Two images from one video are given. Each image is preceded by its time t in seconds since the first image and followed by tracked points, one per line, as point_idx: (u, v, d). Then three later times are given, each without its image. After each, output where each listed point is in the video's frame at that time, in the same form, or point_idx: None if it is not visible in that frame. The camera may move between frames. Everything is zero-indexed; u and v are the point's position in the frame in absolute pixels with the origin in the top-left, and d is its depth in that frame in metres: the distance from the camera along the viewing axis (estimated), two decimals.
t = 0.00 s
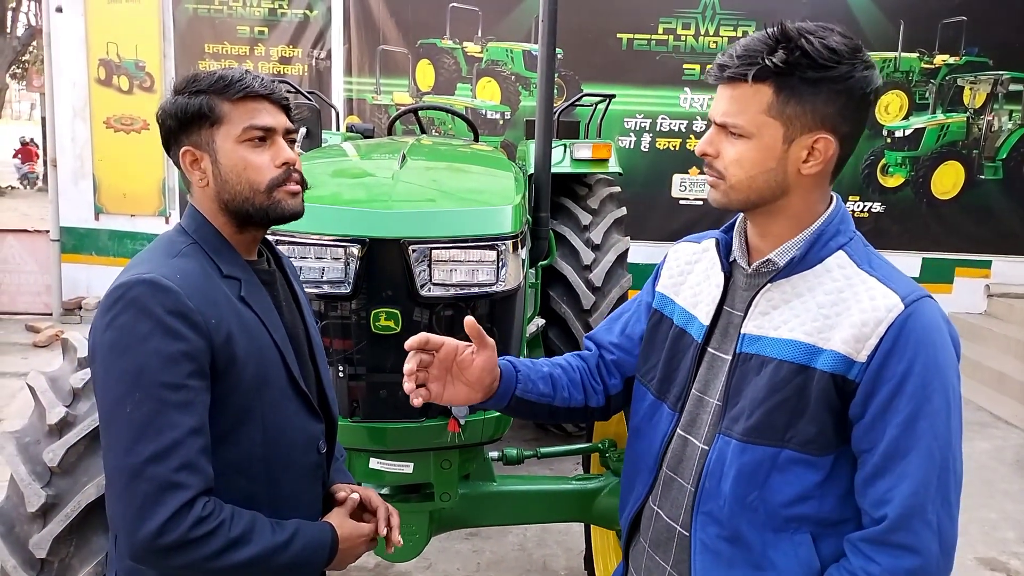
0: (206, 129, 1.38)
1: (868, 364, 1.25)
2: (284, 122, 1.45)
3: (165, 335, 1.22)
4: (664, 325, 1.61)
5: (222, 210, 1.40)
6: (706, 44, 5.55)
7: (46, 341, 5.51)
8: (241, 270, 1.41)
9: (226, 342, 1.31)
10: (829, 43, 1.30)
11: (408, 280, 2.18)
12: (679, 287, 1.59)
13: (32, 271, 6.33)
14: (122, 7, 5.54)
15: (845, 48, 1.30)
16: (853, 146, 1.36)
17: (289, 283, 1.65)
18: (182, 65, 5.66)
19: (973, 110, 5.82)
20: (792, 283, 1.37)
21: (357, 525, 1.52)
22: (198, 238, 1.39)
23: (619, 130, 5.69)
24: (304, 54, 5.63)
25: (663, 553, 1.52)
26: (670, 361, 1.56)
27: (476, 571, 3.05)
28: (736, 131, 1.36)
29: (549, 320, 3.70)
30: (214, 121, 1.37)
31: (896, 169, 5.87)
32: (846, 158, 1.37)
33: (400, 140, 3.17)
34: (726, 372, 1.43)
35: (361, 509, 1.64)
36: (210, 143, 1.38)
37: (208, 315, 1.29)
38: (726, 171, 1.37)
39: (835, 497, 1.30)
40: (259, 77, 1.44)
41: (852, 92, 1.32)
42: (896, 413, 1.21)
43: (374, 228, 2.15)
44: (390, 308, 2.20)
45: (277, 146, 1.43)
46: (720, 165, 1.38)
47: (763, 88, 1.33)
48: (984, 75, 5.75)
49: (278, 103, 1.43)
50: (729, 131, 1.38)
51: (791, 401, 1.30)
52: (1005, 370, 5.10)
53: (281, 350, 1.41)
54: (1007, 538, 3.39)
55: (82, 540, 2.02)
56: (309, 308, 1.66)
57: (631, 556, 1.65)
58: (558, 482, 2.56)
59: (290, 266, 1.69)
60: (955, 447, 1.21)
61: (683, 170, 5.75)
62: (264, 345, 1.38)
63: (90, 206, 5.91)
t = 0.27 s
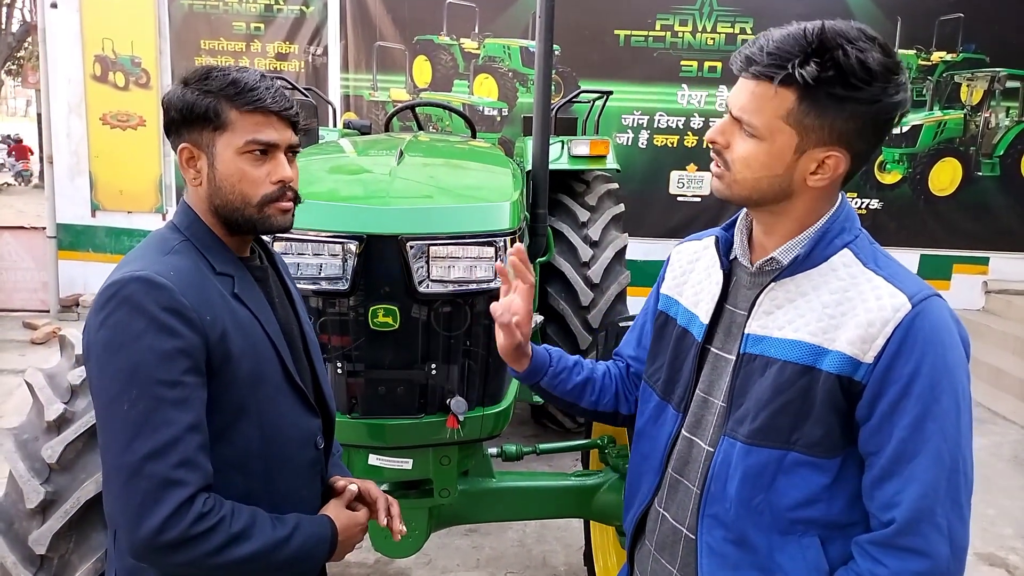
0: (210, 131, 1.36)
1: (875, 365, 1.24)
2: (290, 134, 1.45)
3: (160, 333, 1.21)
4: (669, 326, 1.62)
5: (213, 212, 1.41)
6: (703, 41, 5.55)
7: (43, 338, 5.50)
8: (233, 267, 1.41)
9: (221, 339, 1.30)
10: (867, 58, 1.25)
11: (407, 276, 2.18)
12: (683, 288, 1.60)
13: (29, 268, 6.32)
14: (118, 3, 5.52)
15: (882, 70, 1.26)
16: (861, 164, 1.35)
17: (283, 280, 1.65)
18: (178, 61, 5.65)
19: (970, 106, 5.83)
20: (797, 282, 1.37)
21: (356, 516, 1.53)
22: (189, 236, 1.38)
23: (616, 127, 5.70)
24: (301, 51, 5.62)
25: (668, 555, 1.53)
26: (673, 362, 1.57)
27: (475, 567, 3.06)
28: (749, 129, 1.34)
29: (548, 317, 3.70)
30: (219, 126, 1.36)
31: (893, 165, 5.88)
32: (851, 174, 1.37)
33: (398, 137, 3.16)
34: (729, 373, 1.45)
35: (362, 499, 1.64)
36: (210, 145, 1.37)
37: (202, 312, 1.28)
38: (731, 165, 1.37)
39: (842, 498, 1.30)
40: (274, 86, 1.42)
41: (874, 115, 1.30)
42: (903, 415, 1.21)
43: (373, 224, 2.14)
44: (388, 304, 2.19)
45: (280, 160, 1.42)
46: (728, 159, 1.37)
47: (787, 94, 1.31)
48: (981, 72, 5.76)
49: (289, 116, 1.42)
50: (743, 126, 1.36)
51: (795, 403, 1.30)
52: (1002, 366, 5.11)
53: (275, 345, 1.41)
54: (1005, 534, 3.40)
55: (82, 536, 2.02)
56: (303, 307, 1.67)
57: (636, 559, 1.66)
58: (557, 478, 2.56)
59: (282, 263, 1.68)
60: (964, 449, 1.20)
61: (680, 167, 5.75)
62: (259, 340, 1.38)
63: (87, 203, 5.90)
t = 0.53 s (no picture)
0: (208, 124, 1.35)
1: (877, 375, 1.20)
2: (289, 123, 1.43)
3: (163, 332, 1.20)
4: (684, 321, 1.60)
5: (215, 207, 1.39)
6: (708, 35, 5.51)
7: (46, 335, 5.51)
8: (236, 263, 1.40)
9: (225, 338, 1.29)
10: (863, 33, 1.25)
11: (409, 272, 2.16)
12: (700, 283, 1.58)
13: (33, 264, 6.33)
14: None
15: (881, 44, 1.25)
16: (882, 144, 1.31)
17: (283, 277, 1.64)
18: (180, 57, 5.63)
19: (976, 100, 5.78)
20: (803, 285, 1.34)
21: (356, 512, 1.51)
22: (191, 233, 1.37)
23: (620, 122, 5.67)
24: (303, 46, 5.60)
25: (674, 553, 1.54)
26: (683, 354, 1.57)
27: (479, 564, 3.05)
28: (757, 125, 1.32)
29: (552, 312, 3.70)
30: (217, 117, 1.35)
31: (899, 160, 5.85)
32: (873, 156, 1.32)
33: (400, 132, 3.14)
34: (735, 372, 1.43)
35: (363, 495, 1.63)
36: (211, 139, 1.36)
37: (205, 310, 1.27)
38: (746, 166, 1.33)
39: (845, 507, 1.28)
40: (270, 75, 1.41)
41: (886, 90, 1.26)
42: (907, 427, 1.17)
43: (375, 220, 2.13)
44: (391, 300, 2.18)
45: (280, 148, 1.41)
46: (740, 159, 1.34)
47: (790, 79, 1.28)
48: (988, 65, 5.72)
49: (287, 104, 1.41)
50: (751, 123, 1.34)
51: (796, 410, 1.27)
52: (1008, 362, 5.09)
53: (277, 343, 1.40)
54: (1011, 530, 3.39)
55: (85, 533, 2.01)
56: (305, 304, 1.66)
57: (647, 553, 1.67)
58: (560, 474, 2.55)
59: (283, 259, 1.67)
60: (972, 464, 1.16)
61: (684, 162, 5.73)
62: (263, 341, 1.37)
63: (90, 199, 5.89)
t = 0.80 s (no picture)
0: (203, 109, 1.34)
1: (874, 374, 1.20)
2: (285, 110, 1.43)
3: (162, 323, 1.20)
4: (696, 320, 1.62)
5: (211, 195, 1.38)
6: (708, 26, 5.50)
7: (46, 326, 5.51)
8: (231, 254, 1.40)
9: (223, 330, 1.29)
10: (854, 9, 1.26)
11: (408, 263, 2.16)
12: (709, 278, 1.60)
13: (32, 256, 6.32)
14: None
15: (873, 18, 1.26)
16: (887, 121, 1.29)
17: (277, 268, 1.63)
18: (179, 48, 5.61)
19: (977, 92, 5.77)
20: (803, 280, 1.34)
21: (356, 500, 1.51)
22: (185, 224, 1.36)
23: (620, 113, 5.66)
24: (302, 37, 5.58)
25: (676, 544, 1.54)
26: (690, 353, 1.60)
27: (478, 554, 3.06)
28: (758, 108, 1.32)
29: (551, 304, 3.71)
30: (212, 101, 1.34)
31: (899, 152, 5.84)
32: (880, 135, 1.30)
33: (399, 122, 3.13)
34: (734, 366, 1.43)
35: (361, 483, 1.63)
36: (205, 126, 1.35)
37: (203, 302, 1.27)
38: (750, 151, 1.33)
39: (842, 506, 1.27)
40: (267, 63, 1.42)
41: (883, 64, 1.26)
42: (905, 428, 1.16)
43: (374, 211, 2.12)
44: (391, 291, 2.18)
45: (277, 133, 1.40)
46: (743, 145, 1.34)
47: (786, 59, 1.29)
48: (988, 57, 5.71)
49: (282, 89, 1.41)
50: (751, 109, 1.34)
51: (792, 405, 1.27)
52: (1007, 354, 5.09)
53: (274, 334, 1.40)
54: (1009, 521, 3.40)
55: (84, 523, 2.02)
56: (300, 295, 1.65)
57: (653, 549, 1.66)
58: (560, 465, 2.56)
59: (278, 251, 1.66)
60: (972, 467, 1.15)
61: (684, 154, 5.72)
62: (261, 333, 1.37)
63: (88, 190, 5.88)
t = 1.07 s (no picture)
0: (204, 99, 1.33)
1: (871, 364, 1.19)
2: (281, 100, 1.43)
3: (155, 318, 1.20)
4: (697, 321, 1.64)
5: (209, 188, 1.38)
6: (707, 19, 5.48)
7: (45, 319, 5.51)
8: (223, 247, 1.39)
9: (216, 323, 1.29)
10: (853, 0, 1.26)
11: (406, 256, 2.15)
12: (707, 276, 1.62)
13: (30, 249, 6.32)
14: None
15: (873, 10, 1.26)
16: (886, 112, 1.29)
17: (268, 259, 1.63)
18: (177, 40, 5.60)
19: (977, 86, 5.76)
20: (800, 272, 1.33)
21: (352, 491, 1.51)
22: (176, 216, 1.36)
23: (619, 106, 5.65)
24: (300, 29, 5.57)
25: (679, 540, 1.54)
26: (689, 350, 1.66)
27: (475, 547, 3.06)
28: (757, 101, 1.31)
29: (549, 297, 3.72)
30: (213, 91, 1.33)
31: (898, 145, 5.83)
32: (878, 126, 1.30)
33: (397, 115, 3.12)
34: (733, 361, 1.44)
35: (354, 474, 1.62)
36: (211, 118, 1.34)
37: (195, 296, 1.26)
38: (749, 145, 1.32)
39: (844, 499, 1.27)
40: (263, 53, 1.42)
41: (883, 56, 1.26)
42: (904, 418, 1.16)
43: (372, 203, 2.12)
44: (388, 284, 2.18)
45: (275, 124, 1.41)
46: (742, 139, 1.33)
47: (785, 50, 1.28)
48: (989, 50, 5.70)
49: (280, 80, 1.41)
50: (751, 101, 1.32)
51: (790, 399, 1.27)
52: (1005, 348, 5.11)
53: (267, 325, 1.40)
54: (1005, 514, 3.40)
55: (82, 516, 2.02)
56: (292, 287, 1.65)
57: (654, 544, 1.66)
58: (557, 458, 2.56)
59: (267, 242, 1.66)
60: (972, 455, 1.15)
61: (683, 148, 5.70)
62: (254, 325, 1.37)
63: (86, 183, 5.87)
